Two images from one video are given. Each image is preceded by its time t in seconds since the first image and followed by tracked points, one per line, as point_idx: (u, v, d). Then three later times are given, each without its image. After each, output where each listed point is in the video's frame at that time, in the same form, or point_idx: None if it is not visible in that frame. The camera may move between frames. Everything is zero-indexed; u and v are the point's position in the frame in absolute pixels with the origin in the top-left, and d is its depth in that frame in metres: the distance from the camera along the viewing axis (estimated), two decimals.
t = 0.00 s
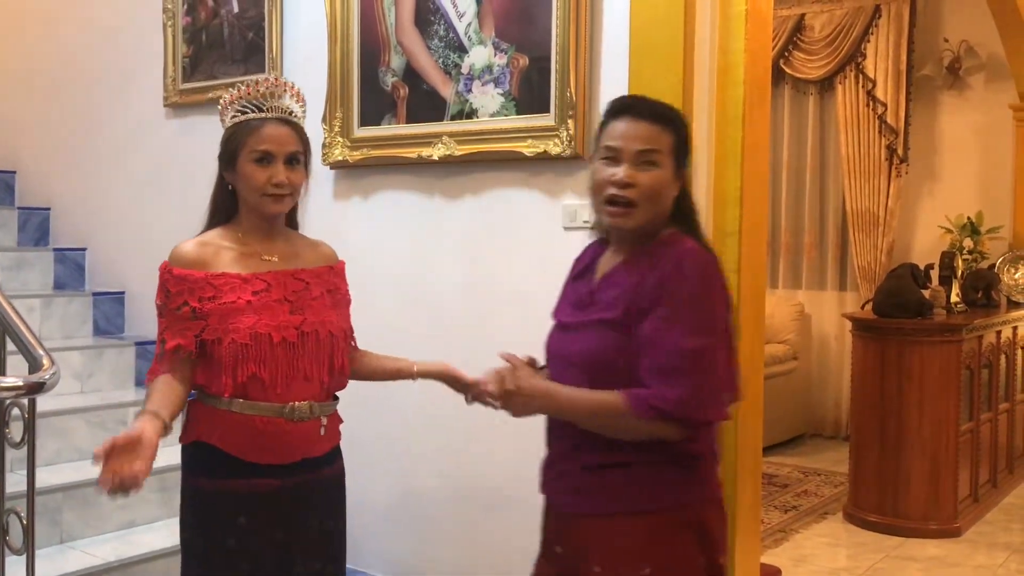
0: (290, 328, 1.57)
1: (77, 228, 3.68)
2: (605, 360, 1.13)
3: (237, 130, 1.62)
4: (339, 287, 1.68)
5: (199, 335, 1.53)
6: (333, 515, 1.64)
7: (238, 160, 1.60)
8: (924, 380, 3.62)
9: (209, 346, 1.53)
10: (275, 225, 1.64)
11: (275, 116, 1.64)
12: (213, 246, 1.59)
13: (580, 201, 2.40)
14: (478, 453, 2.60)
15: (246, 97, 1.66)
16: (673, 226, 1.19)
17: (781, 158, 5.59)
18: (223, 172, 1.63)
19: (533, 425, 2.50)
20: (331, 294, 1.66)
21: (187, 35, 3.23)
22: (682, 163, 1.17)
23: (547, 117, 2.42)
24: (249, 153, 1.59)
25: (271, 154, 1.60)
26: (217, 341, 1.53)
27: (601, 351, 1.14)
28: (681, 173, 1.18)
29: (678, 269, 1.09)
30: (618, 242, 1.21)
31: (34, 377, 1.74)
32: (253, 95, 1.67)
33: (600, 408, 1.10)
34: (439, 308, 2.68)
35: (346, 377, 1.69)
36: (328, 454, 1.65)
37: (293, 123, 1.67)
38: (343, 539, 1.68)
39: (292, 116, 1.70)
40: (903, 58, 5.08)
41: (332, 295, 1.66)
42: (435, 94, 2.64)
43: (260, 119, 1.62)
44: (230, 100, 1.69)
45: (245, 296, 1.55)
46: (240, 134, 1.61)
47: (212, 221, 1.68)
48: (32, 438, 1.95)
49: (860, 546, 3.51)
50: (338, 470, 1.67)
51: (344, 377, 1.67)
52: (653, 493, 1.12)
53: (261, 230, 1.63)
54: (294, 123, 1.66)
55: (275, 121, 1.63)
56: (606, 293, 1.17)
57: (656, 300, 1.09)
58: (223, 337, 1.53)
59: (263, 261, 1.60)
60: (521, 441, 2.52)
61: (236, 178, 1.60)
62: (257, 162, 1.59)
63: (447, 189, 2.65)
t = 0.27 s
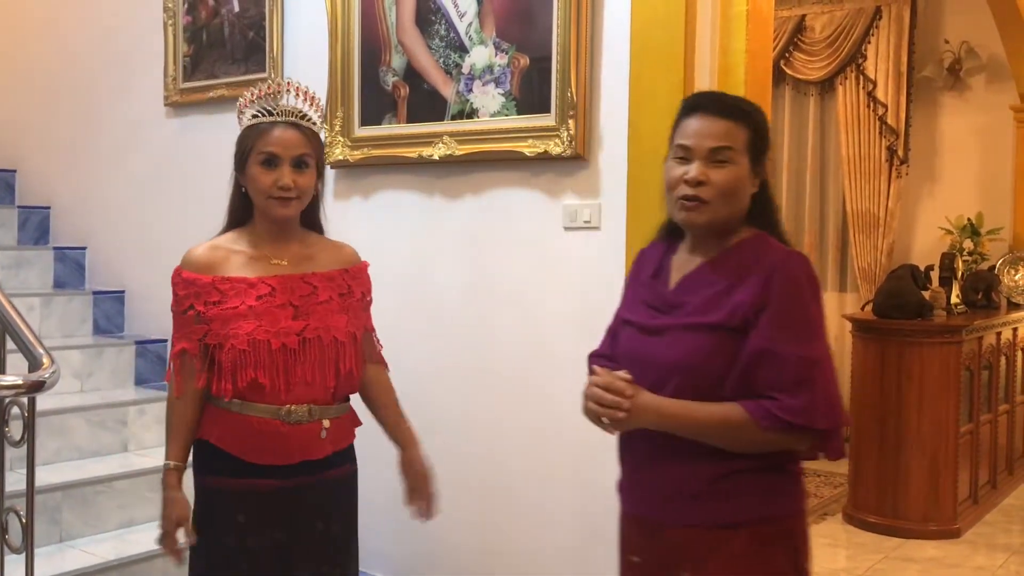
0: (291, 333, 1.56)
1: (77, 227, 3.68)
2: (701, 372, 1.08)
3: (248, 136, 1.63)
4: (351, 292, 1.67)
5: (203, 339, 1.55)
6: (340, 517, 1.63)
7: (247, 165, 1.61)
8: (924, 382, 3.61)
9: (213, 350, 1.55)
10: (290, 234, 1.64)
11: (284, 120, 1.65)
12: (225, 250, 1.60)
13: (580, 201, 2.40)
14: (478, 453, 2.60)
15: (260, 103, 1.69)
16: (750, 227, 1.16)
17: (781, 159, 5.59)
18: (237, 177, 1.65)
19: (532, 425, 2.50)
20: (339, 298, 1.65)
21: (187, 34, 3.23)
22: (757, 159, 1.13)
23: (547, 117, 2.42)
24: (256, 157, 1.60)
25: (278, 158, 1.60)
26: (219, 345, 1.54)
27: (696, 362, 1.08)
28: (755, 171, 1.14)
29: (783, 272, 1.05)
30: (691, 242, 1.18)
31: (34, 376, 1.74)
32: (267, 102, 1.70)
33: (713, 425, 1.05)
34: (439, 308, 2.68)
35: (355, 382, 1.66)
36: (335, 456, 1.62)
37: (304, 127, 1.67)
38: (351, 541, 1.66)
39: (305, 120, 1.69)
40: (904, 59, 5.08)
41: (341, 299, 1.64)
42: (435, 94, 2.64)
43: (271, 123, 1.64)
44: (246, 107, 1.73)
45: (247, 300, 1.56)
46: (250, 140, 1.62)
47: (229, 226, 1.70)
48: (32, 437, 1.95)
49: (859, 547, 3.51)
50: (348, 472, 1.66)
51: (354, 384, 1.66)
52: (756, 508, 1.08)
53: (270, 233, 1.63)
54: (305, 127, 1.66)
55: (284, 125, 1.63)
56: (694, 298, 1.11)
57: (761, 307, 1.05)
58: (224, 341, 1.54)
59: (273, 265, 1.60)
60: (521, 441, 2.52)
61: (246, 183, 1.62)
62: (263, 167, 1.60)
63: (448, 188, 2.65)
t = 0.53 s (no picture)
0: (280, 334, 1.56)
1: (79, 227, 3.68)
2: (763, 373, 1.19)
3: (253, 139, 1.65)
4: (353, 294, 1.64)
5: (200, 335, 1.59)
6: (334, 519, 1.61)
7: (249, 167, 1.63)
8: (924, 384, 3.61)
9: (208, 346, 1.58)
10: (300, 229, 1.64)
11: (286, 122, 1.65)
12: (229, 250, 1.62)
13: (582, 201, 2.40)
14: (479, 454, 2.59)
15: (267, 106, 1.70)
16: (815, 235, 1.24)
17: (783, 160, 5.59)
18: (244, 180, 1.68)
19: (532, 424, 2.50)
20: (338, 300, 1.63)
21: (189, 33, 3.23)
22: (790, 163, 1.22)
23: (549, 117, 2.42)
24: (255, 159, 1.62)
25: (277, 161, 1.61)
26: (212, 341, 1.57)
27: (758, 366, 1.19)
28: (786, 177, 1.23)
29: (842, 283, 1.13)
30: (764, 250, 1.29)
31: (35, 375, 1.74)
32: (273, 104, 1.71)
33: (772, 428, 1.16)
34: (440, 308, 2.68)
35: (354, 386, 1.63)
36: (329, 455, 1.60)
37: (306, 127, 1.66)
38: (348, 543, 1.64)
39: (308, 119, 1.68)
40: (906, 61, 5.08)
41: (340, 301, 1.63)
42: (437, 94, 2.64)
43: (274, 125, 1.65)
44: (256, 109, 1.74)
45: (240, 299, 1.57)
46: (253, 142, 1.64)
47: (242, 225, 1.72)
48: (33, 435, 1.95)
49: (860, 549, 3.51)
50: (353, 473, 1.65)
51: (354, 388, 1.63)
52: (830, 506, 1.17)
53: (277, 233, 1.63)
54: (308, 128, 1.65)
55: (286, 126, 1.64)
56: (760, 301, 1.22)
57: (821, 314, 1.14)
58: (215, 339, 1.56)
59: (275, 265, 1.61)
60: (522, 442, 2.51)
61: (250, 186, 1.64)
62: (263, 170, 1.61)
63: (449, 188, 2.65)
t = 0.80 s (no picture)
0: (277, 330, 1.62)
1: (83, 225, 3.68)
2: (828, 374, 1.17)
3: (257, 137, 1.71)
4: (358, 291, 1.69)
5: (206, 328, 1.68)
6: (326, 520, 1.67)
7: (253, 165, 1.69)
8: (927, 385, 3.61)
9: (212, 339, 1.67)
10: (302, 228, 1.71)
11: (286, 120, 1.69)
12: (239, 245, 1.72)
13: (585, 201, 2.40)
14: (481, 454, 2.60)
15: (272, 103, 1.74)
16: (914, 235, 1.18)
17: (787, 161, 5.59)
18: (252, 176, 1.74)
19: (536, 424, 2.50)
20: (340, 298, 1.67)
21: (195, 32, 3.23)
22: (889, 156, 1.18)
23: (553, 117, 2.42)
24: (258, 156, 1.68)
25: (275, 159, 1.66)
26: (215, 335, 1.65)
27: (830, 364, 1.17)
28: (883, 171, 1.18)
29: (910, 283, 1.09)
30: (868, 248, 1.25)
31: (39, 373, 1.74)
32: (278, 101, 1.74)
33: (831, 431, 1.15)
34: (443, 308, 2.67)
35: (353, 386, 1.68)
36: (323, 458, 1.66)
37: (306, 124, 1.69)
38: (342, 544, 1.69)
39: (309, 117, 1.70)
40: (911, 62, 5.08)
41: (342, 298, 1.67)
42: (441, 94, 2.64)
43: (276, 122, 1.69)
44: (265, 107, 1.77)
45: (242, 295, 1.65)
46: (256, 141, 1.70)
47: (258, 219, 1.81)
48: (36, 434, 1.95)
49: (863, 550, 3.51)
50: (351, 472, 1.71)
51: (355, 383, 1.68)
52: (905, 523, 1.13)
53: (280, 232, 1.71)
54: (308, 125, 1.69)
55: (285, 125, 1.68)
56: (846, 299, 1.20)
57: (887, 315, 1.11)
58: (218, 333, 1.65)
59: (279, 263, 1.68)
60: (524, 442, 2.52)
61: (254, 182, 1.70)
62: (263, 168, 1.67)
63: (453, 189, 2.64)
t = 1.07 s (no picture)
0: (284, 327, 1.62)
1: (94, 225, 3.69)
2: (943, 385, 1.12)
3: (266, 136, 1.71)
4: (366, 289, 1.69)
5: (212, 325, 1.68)
6: (332, 521, 1.68)
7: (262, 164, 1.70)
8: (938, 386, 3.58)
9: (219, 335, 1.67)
10: (310, 227, 1.71)
11: (294, 119, 1.69)
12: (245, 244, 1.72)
13: (594, 202, 2.40)
14: (489, 454, 2.60)
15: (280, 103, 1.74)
16: None
17: (796, 161, 5.58)
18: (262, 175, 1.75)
19: (544, 424, 2.50)
20: (348, 296, 1.67)
21: (204, 32, 3.24)
22: (1006, 144, 1.09)
23: (562, 117, 2.42)
24: (266, 156, 1.68)
25: (282, 160, 1.66)
26: (222, 332, 1.66)
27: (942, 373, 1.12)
28: (1001, 162, 1.10)
29: None
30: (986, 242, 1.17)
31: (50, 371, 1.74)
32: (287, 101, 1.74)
33: (946, 445, 1.09)
34: (453, 307, 2.67)
35: (359, 387, 1.68)
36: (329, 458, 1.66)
37: (314, 124, 1.69)
38: (347, 546, 1.70)
39: (317, 117, 1.70)
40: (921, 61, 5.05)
41: (350, 296, 1.67)
42: (450, 93, 2.64)
43: (286, 122, 1.69)
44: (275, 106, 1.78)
45: (249, 292, 1.65)
46: (265, 140, 1.70)
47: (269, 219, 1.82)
48: (47, 432, 1.96)
49: (872, 551, 3.49)
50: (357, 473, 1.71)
51: (360, 383, 1.68)
52: None
53: (288, 231, 1.71)
54: (316, 126, 1.69)
55: (293, 125, 1.68)
56: (961, 301, 1.13)
57: (1006, 323, 1.05)
58: (224, 329, 1.65)
59: (286, 262, 1.68)
60: (533, 442, 2.51)
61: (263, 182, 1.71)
62: (271, 168, 1.67)
63: (462, 188, 2.64)
